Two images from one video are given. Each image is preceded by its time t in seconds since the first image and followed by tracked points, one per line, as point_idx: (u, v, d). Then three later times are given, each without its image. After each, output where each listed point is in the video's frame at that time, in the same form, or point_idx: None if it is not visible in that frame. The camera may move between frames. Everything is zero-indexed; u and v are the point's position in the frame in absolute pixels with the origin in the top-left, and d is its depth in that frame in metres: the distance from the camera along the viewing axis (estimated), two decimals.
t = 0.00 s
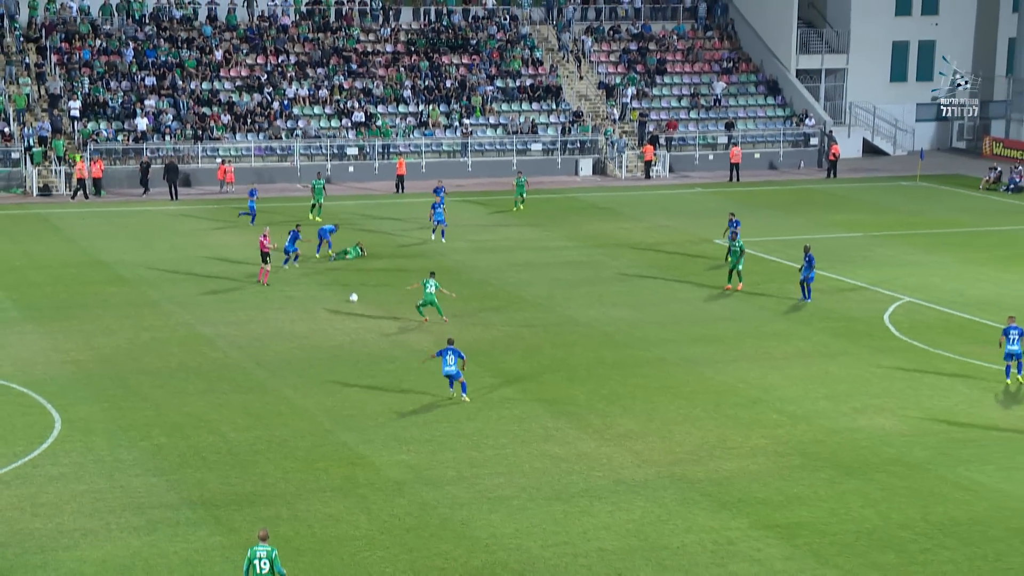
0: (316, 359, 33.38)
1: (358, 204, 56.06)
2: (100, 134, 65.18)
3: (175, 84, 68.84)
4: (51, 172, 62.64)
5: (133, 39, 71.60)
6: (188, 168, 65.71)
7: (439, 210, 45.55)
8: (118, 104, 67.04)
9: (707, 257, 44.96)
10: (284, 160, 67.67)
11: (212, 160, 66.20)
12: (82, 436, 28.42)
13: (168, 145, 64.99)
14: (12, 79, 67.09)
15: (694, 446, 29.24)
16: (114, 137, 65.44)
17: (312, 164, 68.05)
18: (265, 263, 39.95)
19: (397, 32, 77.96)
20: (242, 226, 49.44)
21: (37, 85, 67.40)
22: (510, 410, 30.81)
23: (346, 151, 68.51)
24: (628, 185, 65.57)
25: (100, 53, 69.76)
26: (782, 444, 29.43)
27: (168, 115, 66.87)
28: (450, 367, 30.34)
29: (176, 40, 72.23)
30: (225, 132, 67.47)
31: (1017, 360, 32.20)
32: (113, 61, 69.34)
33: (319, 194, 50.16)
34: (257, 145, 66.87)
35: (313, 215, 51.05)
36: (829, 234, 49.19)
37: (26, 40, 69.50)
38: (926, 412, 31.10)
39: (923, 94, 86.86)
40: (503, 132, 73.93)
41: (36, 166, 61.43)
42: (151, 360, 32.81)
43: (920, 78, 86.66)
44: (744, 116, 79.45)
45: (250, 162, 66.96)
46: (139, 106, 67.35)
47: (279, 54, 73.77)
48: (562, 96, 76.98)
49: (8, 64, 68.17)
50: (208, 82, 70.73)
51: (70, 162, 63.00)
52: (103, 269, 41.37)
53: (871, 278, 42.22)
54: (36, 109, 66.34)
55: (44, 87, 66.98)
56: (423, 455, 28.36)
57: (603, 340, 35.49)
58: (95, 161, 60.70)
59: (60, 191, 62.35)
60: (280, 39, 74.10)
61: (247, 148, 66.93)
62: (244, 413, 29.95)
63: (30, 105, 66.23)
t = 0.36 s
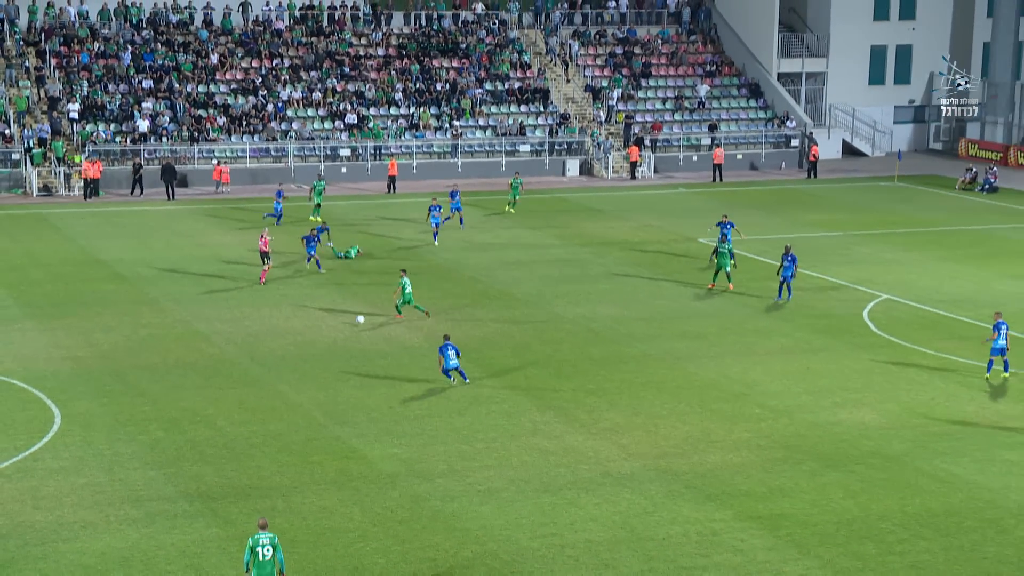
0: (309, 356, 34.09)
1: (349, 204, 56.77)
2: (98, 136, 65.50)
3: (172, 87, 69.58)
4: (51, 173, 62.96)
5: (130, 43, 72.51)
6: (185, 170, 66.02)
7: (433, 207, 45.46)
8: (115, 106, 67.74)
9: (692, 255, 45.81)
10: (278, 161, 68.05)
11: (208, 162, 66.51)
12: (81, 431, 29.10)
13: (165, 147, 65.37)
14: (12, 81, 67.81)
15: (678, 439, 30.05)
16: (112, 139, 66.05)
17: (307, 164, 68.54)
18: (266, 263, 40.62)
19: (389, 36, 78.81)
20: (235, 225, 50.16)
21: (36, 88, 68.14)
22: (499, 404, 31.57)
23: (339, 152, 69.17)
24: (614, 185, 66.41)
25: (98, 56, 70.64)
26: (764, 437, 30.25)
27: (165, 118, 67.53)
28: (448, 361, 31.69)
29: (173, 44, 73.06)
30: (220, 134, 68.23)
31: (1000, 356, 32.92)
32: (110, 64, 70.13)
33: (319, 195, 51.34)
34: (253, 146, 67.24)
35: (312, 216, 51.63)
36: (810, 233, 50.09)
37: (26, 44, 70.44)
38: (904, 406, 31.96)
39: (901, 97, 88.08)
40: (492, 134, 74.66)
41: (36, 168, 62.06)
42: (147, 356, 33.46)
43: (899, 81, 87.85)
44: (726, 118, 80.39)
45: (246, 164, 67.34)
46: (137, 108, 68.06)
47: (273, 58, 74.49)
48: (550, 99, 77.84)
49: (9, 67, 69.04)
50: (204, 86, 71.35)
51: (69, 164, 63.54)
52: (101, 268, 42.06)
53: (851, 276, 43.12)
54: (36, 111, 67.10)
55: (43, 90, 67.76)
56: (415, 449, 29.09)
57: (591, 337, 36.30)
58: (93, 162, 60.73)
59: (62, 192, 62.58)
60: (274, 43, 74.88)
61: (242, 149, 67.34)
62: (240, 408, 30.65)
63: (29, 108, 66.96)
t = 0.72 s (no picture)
0: (307, 352, 34.84)
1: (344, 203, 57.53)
2: (102, 137, 66.47)
3: (174, 90, 70.42)
4: (56, 174, 63.36)
5: (133, 47, 73.46)
6: (186, 170, 66.77)
7: (433, 210, 45.95)
8: (118, 108, 68.49)
9: (682, 254, 46.69)
10: (278, 162, 68.73)
11: (209, 163, 67.20)
12: (87, 425, 29.83)
13: (167, 148, 66.14)
14: (18, 84, 68.67)
15: (668, 433, 30.86)
16: (116, 140, 66.82)
17: (306, 165, 69.28)
18: (269, 262, 41.41)
19: (385, 40, 79.77)
20: (233, 225, 50.92)
21: (42, 91, 68.99)
22: (494, 399, 32.36)
23: (337, 153, 69.89)
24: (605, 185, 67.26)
25: (101, 60, 71.47)
26: (752, 431, 31.07)
27: (167, 120, 68.31)
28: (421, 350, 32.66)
29: (175, 48, 74.11)
30: (222, 136, 68.88)
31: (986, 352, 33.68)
32: (114, 67, 70.98)
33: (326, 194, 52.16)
34: (253, 147, 68.04)
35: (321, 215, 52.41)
36: (797, 232, 50.98)
37: (31, 48, 71.33)
38: (888, 400, 32.83)
39: (884, 100, 89.03)
40: (486, 136, 74.62)
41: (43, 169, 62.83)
42: (150, 353, 34.21)
43: (882, 84, 88.83)
44: (714, 120, 81.31)
45: (246, 164, 68.06)
46: (140, 111, 68.97)
47: (273, 62, 75.34)
48: (543, 101, 78.74)
49: (14, 71, 69.92)
50: (205, 88, 72.09)
51: (73, 164, 64.21)
52: (104, 266, 42.83)
53: (837, 274, 44.02)
54: (41, 114, 67.87)
55: (48, 93, 68.54)
56: (412, 442, 29.84)
57: (583, 334, 37.13)
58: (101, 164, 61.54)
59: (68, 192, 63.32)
60: (274, 47, 75.72)
61: (242, 150, 68.07)
62: (242, 403, 31.41)
63: (35, 110, 67.67)
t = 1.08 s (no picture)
0: (308, 353, 34.95)
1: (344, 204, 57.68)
2: (104, 138, 66.69)
3: (176, 91, 70.56)
4: (58, 175, 63.37)
5: (136, 49, 73.62)
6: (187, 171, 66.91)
7: (438, 212, 45.85)
8: (120, 109, 68.59)
9: (680, 254, 46.86)
10: (279, 163, 68.96)
11: (212, 163, 67.50)
12: (89, 424, 29.93)
13: (169, 149, 66.30)
14: (21, 85, 68.88)
15: (668, 432, 30.98)
16: (118, 141, 66.94)
17: (307, 165, 69.45)
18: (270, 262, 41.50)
19: (386, 42, 79.99)
20: (234, 225, 51.07)
21: (45, 92, 69.14)
22: (493, 399, 32.49)
23: (338, 154, 70.04)
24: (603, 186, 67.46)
25: (104, 61, 71.57)
26: (751, 430, 31.18)
27: (169, 121, 68.44)
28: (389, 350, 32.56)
29: (177, 49, 74.20)
30: (224, 136, 69.03)
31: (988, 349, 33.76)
32: (116, 68, 71.12)
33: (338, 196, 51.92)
34: (254, 148, 68.23)
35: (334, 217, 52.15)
36: (795, 232, 51.14)
37: (35, 48, 71.47)
38: (887, 400, 32.97)
39: (882, 100, 89.17)
40: (486, 136, 75.26)
41: (45, 170, 63.01)
42: (150, 354, 34.29)
43: (880, 85, 88.96)
44: (714, 121, 81.51)
45: (248, 165, 68.25)
46: (142, 112, 69.13)
47: (274, 63, 75.60)
48: (543, 102, 78.95)
49: (18, 71, 70.07)
50: (207, 90, 72.28)
51: (75, 165, 64.44)
52: (106, 265, 42.97)
53: (834, 274, 44.18)
54: (44, 114, 67.98)
55: (51, 93, 68.66)
56: (412, 442, 29.94)
57: (582, 334, 37.26)
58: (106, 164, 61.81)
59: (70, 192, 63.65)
60: (275, 48, 75.95)
61: (244, 151, 68.26)
62: (243, 403, 31.51)
63: (38, 111, 67.81)
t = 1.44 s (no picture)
0: (313, 353, 34.94)
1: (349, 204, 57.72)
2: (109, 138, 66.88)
3: (181, 90, 70.68)
4: (64, 174, 63.93)
5: (140, 49, 73.79)
6: (193, 171, 67.07)
7: (441, 218, 45.34)
8: (125, 109, 68.76)
9: (685, 254, 46.87)
10: (284, 163, 69.12)
11: (215, 163, 67.60)
12: (94, 424, 29.93)
13: (174, 149, 66.40)
14: (25, 85, 69.11)
15: (673, 432, 30.96)
16: (122, 140, 67.08)
17: (311, 165, 69.46)
18: (279, 262, 41.55)
19: (390, 41, 80.09)
20: (239, 225, 51.11)
21: (50, 92, 69.27)
22: (497, 399, 32.47)
23: (343, 154, 70.02)
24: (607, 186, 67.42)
25: (108, 61, 71.77)
26: (757, 430, 31.15)
27: (173, 120, 68.57)
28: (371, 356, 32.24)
29: (181, 49, 74.31)
30: (228, 136, 69.17)
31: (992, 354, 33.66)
32: (121, 68, 71.31)
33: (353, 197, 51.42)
34: (259, 148, 68.43)
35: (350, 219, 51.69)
36: (800, 232, 51.13)
37: (40, 48, 71.62)
38: (892, 400, 32.94)
39: (887, 101, 89.23)
40: (491, 136, 75.35)
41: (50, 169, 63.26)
42: (155, 353, 34.30)
43: (885, 85, 89.01)
44: (718, 120, 81.53)
45: (252, 165, 68.45)
46: (146, 112, 69.25)
47: (279, 63, 75.91)
48: (547, 102, 79.03)
49: (23, 72, 70.25)
50: (212, 89, 72.39)
51: (79, 164, 64.76)
52: (112, 265, 43.04)
53: (839, 274, 44.16)
54: (48, 115, 68.18)
55: (56, 94, 68.83)
56: (417, 441, 29.92)
57: (587, 333, 37.26)
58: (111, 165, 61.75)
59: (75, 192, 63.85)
60: (280, 48, 76.09)
61: (249, 151, 68.39)
62: (247, 403, 31.51)
63: (43, 111, 68.02)
